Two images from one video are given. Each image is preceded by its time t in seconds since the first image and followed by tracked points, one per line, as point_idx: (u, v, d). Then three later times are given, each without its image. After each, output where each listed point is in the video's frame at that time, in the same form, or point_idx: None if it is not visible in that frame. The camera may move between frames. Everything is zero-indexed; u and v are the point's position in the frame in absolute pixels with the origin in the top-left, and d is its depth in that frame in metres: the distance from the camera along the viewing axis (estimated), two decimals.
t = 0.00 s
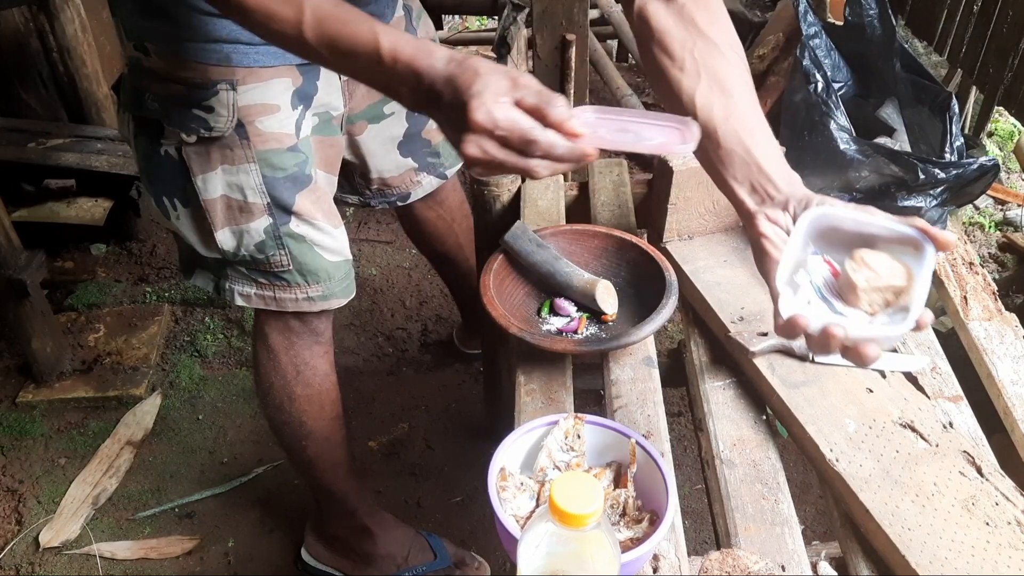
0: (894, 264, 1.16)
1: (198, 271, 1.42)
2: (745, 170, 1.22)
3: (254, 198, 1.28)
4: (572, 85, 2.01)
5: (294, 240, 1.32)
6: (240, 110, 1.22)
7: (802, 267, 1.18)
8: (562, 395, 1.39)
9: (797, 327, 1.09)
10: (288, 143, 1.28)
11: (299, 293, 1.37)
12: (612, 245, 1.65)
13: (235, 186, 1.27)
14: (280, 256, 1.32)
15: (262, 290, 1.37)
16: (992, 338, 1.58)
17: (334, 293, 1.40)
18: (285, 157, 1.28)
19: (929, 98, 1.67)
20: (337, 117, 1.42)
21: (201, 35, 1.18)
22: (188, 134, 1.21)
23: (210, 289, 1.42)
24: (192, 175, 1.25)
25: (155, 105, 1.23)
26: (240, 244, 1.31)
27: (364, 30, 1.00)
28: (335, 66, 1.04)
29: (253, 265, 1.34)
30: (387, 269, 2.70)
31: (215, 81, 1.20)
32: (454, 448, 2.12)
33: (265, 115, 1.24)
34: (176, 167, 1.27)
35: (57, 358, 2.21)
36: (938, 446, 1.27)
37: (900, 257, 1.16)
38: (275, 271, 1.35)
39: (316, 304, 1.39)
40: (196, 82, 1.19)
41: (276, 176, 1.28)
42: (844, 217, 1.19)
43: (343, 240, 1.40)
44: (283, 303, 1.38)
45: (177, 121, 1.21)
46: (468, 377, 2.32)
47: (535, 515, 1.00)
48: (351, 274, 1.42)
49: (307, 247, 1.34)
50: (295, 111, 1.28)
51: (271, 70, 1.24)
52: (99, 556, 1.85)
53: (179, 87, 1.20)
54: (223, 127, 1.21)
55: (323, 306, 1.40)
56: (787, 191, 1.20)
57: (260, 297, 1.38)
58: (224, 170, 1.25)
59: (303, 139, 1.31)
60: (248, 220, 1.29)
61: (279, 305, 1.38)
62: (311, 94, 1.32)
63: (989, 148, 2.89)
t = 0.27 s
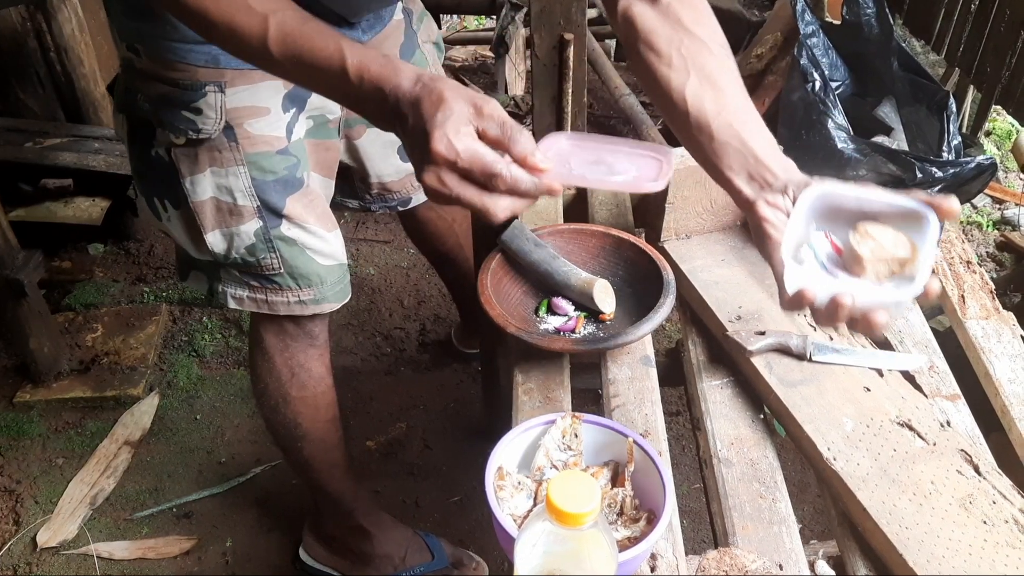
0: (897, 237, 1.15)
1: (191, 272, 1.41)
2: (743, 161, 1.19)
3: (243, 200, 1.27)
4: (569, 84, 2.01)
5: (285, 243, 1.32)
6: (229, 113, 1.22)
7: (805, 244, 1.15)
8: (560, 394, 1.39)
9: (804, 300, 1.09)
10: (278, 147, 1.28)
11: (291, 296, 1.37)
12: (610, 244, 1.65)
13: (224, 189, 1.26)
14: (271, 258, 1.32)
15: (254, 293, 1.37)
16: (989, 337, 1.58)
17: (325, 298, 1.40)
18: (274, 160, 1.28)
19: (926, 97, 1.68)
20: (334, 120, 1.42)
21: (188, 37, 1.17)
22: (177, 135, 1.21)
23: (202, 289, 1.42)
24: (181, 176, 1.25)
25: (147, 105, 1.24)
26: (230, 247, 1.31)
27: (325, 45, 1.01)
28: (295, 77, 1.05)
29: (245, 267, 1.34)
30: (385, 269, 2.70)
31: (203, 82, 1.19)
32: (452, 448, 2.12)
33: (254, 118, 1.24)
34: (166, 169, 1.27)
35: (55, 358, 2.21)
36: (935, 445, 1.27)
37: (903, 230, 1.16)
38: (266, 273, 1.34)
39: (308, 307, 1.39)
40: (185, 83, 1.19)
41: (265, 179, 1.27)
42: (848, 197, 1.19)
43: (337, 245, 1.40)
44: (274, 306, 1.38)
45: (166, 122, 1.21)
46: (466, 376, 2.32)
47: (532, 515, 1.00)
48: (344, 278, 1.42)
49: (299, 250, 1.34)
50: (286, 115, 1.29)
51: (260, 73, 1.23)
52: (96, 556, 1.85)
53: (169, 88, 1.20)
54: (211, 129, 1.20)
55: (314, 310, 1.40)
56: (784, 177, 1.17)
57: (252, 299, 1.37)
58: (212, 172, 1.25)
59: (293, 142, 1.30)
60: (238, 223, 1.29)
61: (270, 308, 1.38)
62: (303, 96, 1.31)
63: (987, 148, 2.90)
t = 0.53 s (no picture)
0: (833, 131, 1.40)
1: (191, 272, 1.41)
2: (692, 77, 1.42)
3: (244, 200, 1.27)
4: (568, 83, 2.01)
5: (286, 241, 1.32)
6: (229, 112, 1.21)
7: (758, 145, 1.39)
8: (558, 394, 1.39)
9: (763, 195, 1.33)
10: (279, 145, 1.26)
11: (293, 294, 1.38)
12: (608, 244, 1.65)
13: (225, 188, 1.27)
14: (272, 257, 1.33)
15: (255, 292, 1.37)
16: (987, 337, 1.58)
17: (327, 295, 1.40)
18: (276, 159, 1.26)
19: (924, 96, 1.67)
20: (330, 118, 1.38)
21: (187, 38, 1.16)
22: (176, 135, 1.22)
23: (203, 291, 1.41)
24: (181, 177, 1.27)
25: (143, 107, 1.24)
26: (232, 246, 1.32)
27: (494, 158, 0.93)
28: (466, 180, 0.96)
29: (246, 266, 1.35)
30: (383, 269, 2.70)
31: (204, 82, 1.19)
32: (451, 448, 2.12)
33: (255, 117, 1.23)
34: (165, 169, 1.28)
35: (53, 359, 2.20)
36: (934, 445, 1.27)
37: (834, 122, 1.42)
38: (267, 272, 1.35)
39: (309, 305, 1.39)
40: (182, 83, 1.19)
41: (266, 178, 1.27)
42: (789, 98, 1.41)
43: (336, 241, 1.40)
44: (277, 305, 1.39)
45: (165, 123, 1.21)
46: (465, 377, 2.32)
47: (531, 515, 1.00)
48: (344, 276, 1.42)
49: (300, 248, 1.34)
50: (286, 112, 1.26)
51: (260, 72, 1.22)
52: (95, 557, 1.85)
53: (166, 89, 1.20)
54: (212, 128, 1.20)
55: (316, 307, 1.41)
56: (730, 88, 1.40)
57: (254, 298, 1.38)
58: (213, 172, 1.26)
59: (293, 140, 1.28)
60: (239, 222, 1.29)
61: (272, 307, 1.39)
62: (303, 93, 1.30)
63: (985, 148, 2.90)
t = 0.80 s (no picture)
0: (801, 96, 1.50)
1: (195, 278, 1.41)
2: (666, 41, 1.56)
3: (255, 198, 1.28)
4: (567, 83, 2.01)
5: (296, 240, 1.33)
6: (239, 109, 1.22)
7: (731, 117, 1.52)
8: (557, 395, 1.39)
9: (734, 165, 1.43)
10: (288, 143, 1.27)
11: (302, 293, 1.38)
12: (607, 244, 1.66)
13: (236, 186, 1.27)
14: (283, 256, 1.33)
15: (264, 293, 1.37)
16: (987, 338, 1.58)
17: (337, 293, 1.40)
18: (286, 156, 1.28)
19: (924, 97, 1.67)
20: (331, 116, 1.38)
21: (200, 36, 1.17)
22: (187, 135, 1.22)
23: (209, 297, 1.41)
24: (193, 177, 1.25)
25: (149, 109, 1.23)
26: (243, 247, 1.32)
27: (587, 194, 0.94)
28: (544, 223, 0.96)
29: (254, 266, 1.34)
30: (382, 269, 2.70)
31: (214, 80, 1.20)
32: (451, 448, 2.12)
33: (265, 114, 1.24)
34: (175, 172, 1.26)
35: (51, 359, 2.20)
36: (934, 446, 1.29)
37: (800, 91, 1.57)
38: (277, 272, 1.35)
39: (320, 304, 1.39)
40: (192, 83, 1.20)
41: (276, 175, 1.28)
42: (759, 67, 1.57)
43: (343, 239, 1.40)
44: (286, 306, 1.39)
45: (176, 122, 1.21)
46: (464, 377, 2.32)
47: (530, 517, 1.00)
48: (352, 274, 1.42)
49: (309, 246, 1.34)
50: (294, 110, 1.28)
51: (270, 69, 1.23)
52: (93, 558, 1.84)
53: (176, 88, 1.20)
54: (222, 127, 1.22)
55: (326, 306, 1.40)
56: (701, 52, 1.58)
57: (262, 300, 1.38)
58: (224, 171, 1.26)
59: (302, 138, 1.30)
60: (249, 222, 1.30)
61: (282, 308, 1.39)
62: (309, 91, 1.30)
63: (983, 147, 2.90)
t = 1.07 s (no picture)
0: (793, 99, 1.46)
1: (193, 283, 1.40)
2: (664, 43, 1.56)
3: (263, 199, 1.27)
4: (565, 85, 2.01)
5: (301, 241, 1.33)
6: (249, 110, 1.21)
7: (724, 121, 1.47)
8: (555, 397, 1.39)
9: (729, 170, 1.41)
10: (296, 143, 1.27)
11: (306, 295, 1.38)
12: (604, 247, 1.65)
13: (245, 188, 1.26)
14: (287, 258, 1.33)
15: (266, 296, 1.37)
16: (985, 340, 1.58)
17: (340, 294, 1.41)
18: (293, 156, 1.27)
19: (921, 99, 1.68)
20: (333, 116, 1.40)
21: (209, 36, 1.17)
22: (197, 136, 1.20)
23: (208, 302, 1.40)
24: (201, 179, 1.25)
25: (155, 109, 1.23)
26: (249, 249, 1.31)
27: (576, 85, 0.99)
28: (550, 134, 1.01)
29: (258, 269, 1.34)
30: (381, 270, 2.70)
31: (225, 81, 1.19)
32: (449, 450, 2.11)
33: (274, 115, 1.23)
34: (182, 172, 1.26)
35: (49, 360, 2.20)
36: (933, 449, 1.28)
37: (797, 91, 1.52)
38: (281, 274, 1.35)
39: (323, 305, 1.40)
40: (202, 83, 1.18)
41: (284, 176, 1.27)
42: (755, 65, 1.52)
43: (346, 241, 1.41)
44: (289, 308, 1.38)
45: (185, 123, 1.20)
46: (462, 378, 2.31)
47: (528, 521, 1.00)
48: (355, 275, 1.43)
49: (313, 247, 1.35)
50: (301, 110, 1.27)
51: (278, 69, 1.22)
52: (91, 560, 1.84)
53: (184, 89, 1.19)
54: (234, 127, 1.20)
55: (329, 307, 1.41)
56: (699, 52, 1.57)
57: (264, 303, 1.37)
58: (234, 172, 1.25)
59: (307, 138, 1.29)
60: (256, 223, 1.29)
61: (284, 310, 1.39)
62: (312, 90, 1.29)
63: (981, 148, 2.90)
